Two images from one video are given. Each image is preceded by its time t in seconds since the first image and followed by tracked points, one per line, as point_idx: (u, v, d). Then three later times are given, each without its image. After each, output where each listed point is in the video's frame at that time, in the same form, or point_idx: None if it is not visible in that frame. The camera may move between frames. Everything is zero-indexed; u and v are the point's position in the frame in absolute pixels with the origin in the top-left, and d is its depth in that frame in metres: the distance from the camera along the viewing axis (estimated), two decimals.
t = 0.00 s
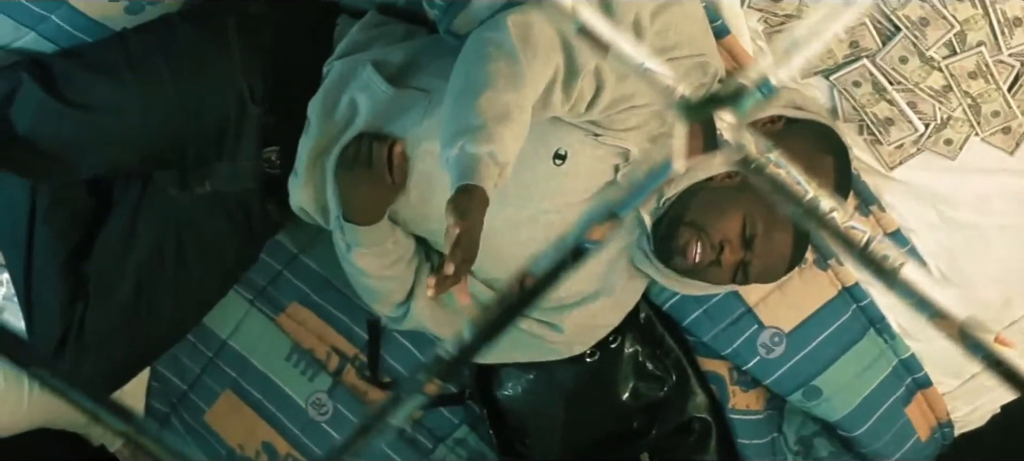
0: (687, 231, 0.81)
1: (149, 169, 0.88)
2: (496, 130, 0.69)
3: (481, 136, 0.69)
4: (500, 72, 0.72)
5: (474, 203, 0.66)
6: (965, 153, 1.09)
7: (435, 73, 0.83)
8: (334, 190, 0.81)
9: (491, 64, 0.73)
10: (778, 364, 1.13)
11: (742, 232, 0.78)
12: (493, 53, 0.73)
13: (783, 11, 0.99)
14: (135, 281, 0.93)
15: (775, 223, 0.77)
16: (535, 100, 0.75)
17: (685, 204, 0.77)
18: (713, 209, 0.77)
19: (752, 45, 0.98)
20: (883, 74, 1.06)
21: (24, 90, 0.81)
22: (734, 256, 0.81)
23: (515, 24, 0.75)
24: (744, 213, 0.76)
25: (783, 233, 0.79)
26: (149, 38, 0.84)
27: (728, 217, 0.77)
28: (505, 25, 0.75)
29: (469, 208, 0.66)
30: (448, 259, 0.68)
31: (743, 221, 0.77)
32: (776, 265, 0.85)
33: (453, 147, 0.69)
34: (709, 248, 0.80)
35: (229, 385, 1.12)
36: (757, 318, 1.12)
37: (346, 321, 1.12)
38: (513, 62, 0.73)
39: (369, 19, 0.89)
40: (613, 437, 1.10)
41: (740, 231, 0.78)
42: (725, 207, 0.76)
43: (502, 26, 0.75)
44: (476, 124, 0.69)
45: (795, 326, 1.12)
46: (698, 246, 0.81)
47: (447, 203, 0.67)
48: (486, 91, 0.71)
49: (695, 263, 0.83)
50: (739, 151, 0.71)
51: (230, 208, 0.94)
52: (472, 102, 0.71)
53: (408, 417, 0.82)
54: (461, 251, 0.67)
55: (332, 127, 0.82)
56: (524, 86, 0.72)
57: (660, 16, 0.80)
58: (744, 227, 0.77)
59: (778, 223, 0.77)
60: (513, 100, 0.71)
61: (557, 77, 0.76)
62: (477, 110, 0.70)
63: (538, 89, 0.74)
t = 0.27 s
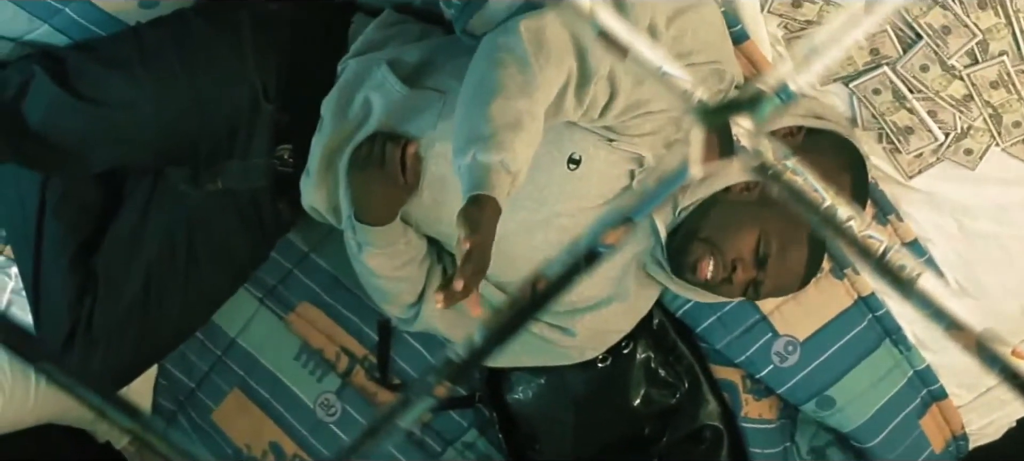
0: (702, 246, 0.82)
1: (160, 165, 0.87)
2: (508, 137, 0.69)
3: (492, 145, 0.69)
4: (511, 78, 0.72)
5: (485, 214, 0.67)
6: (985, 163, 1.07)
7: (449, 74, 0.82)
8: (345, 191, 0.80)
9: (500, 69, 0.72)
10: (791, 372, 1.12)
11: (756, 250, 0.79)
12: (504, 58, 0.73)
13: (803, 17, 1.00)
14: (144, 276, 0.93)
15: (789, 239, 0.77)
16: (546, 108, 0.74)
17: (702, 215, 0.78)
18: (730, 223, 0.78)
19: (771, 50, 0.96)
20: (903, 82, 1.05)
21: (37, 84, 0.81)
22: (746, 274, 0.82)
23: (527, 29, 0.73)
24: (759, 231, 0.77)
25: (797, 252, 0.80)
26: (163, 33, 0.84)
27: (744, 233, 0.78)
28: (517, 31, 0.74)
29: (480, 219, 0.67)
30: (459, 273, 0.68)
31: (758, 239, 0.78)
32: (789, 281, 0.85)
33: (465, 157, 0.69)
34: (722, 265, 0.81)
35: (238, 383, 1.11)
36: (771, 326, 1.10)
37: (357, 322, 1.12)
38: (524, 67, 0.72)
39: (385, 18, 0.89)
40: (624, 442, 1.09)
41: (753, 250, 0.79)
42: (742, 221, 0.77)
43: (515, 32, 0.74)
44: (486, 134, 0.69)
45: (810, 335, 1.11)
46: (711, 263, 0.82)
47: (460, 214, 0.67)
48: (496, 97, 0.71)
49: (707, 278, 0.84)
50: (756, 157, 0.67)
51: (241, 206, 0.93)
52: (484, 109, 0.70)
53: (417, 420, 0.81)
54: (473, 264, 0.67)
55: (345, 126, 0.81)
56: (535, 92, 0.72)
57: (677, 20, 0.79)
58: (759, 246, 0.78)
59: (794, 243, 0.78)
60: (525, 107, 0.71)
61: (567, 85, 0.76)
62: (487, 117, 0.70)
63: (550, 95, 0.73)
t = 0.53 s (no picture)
0: (714, 253, 0.82)
1: (168, 161, 0.87)
2: (524, 129, 0.68)
3: (508, 136, 0.67)
4: (526, 71, 0.71)
5: (502, 203, 0.65)
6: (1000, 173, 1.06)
7: (461, 74, 0.82)
8: (354, 189, 0.80)
9: (514, 63, 0.72)
10: (801, 381, 1.11)
11: (766, 259, 0.77)
12: (517, 52, 0.72)
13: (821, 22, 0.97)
14: (150, 272, 0.93)
15: (803, 249, 0.75)
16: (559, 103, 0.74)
17: (714, 225, 0.77)
18: (742, 231, 0.76)
19: (787, 54, 0.95)
20: (919, 89, 1.03)
21: (46, 76, 0.81)
22: (756, 282, 0.81)
23: (538, 24, 0.73)
24: (769, 240, 0.75)
25: (807, 261, 0.78)
26: (173, 27, 0.84)
27: (755, 241, 0.76)
28: (530, 25, 0.74)
29: (497, 207, 0.64)
30: (473, 262, 0.66)
31: (769, 248, 0.76)
32: (800, 289, 0.86)
33: (481, 148, 0.68)
34: (732, 272, 0.80)
35: (243, 382, 1.11)
36: (782, 334, 1.09)
37: (364, 323, 1.11)
38: (537, 60, 0.72)
39: (397, 16, 0.88)
40: (631, 448, 1.08)
41: (763, 258, 0.77)
42: (754, 229, 0.75)
43: (527, 26, 0.74)
44: (502, 125, 0.68)
45: (820, 343, 1.09)
46: (720, 270, 0.81)
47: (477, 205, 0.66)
48: (509, 90, 0.70)
49: (717, 284, 0.84)
50: (769, 163, 0.65)
51: (252, 206, 0.93)
52: (498, 102, 0.69)
53: (423, 422, 0.81)
54: (487, 253, 0.65)
55: (356, 125, 0.81)
56: (549, 85, 0.71)
57: (692, 22, 0.79)
58: (769, 254, 0.76)
59: (804, 253, 0.75)
60: (539, 99, 0.70)
61: (581, 78, 0.75)
62: (503, 109, 0.68)
63: (562, 89, 0.73)
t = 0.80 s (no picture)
0: (717, 255, 0.80)
1: (167, 154, 0.86)
2: (534, 119, 0.68)
3: (518, 127, 0.67)
4: (535, 60, 0.71)
5: (513, 196, 0.65)
6: (1007, 183, 1.05)
7: (465, 71, 0.81)
8: (356, 187, 0.79)
9: (524, 52, 0.71)
10: (802, 388, 1.10)
11: (769, 261, 0.78)
12: (527, 39, 0.72)
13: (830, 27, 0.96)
14: (151, 261, 0.92)
15: (803, 252, 0.76)
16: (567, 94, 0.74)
17: (717, 227, 0.76)
18: (744, 236, 0.77)
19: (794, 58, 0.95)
20: (928, 97, 1.02)
21: (47, 66, 0.81)
22: (759, 285, 0.81)
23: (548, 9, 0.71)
24: (774, 241, 0.76)
25: (811, 263, 0.79)
26: (176, 21, 0.83)
27: (758, 244, 0.77)
28: (539, 11, 0.72)
29: (507, 201, 0.64)
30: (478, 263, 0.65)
31: (772, 249, 0.77)
32: (804, 294, 0.86)
33: (492, 139, 0.68)
34: (735, 274, 0.80)
35: (239, 379, 1.11)
36: (783, 340, 1.09)
37: (362, 321, 1.11)
38: (546, 49, 0.71)
39: (402, 12, 0.88)
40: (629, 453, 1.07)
41: (766, 261, 0.78)
42: (757, 232, 0.76)
43: (536, 13, 0.72)
44: (512, 116, 0.68)
45: (822, 351, 1.09)
46: (724, 272, 0.81)
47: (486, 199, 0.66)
48: (519, 81, 0.70)
49: (719, 286, 0.83)
50: (775, 168, 0.65)
51: (251, 196, 0.92)
52: (508, 92, 0.70)
53: (421, 422, 0.81)
54: (495, 252, 0.65)
55: (358, 121, 0.80)
56: (558, 73, 0.71)
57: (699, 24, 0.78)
58: (773, 256, 0.77)
59: (808, 255, 0.77)
60: (548, 89, 0.70)
61: (587, 72, 0.74)
62: (513, 100, 0.69)
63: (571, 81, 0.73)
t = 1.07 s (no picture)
0: (716, 267, 0.80)
1: (169, 144, 0.87)
2: (542, 99, 0.65)
3: (525, 106, 0.64)
4: (547, 37, 0.67)
5: (514, 177, 0.63)
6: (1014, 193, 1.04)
7: (468, 69, 0.80)
8: (355, 182, 0.79)
9: (538, 28, 0.67)
10: (800, 396, 1.09)
11: (771, 273, 0.78)
12: (541, 16, 0.68)
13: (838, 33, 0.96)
14: (144, 255, 0.93)
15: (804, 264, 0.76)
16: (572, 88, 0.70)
17: (720, 237, 0.77)
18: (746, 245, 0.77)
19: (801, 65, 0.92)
20: (935, 106, 1.02)
21: (47, 51, 0.81)
22: (759, 299, 0.80)
23: None
24: (776, 255, 0.76)
25: (812, 278, 0.79)
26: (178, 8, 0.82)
27: (761, 257, 0.76)
28: None
29: (507, 182, 0.63)
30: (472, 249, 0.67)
31: (774, 262, 0.77)
32: (807, 305, 0.84)
33: (497, 116, 0.64)
34: (736, 288, 0.79)
35: (232, 373, 1.11)
36: (783, 348, 1.08)
37: (359, 318, 1.10)
38: (561, 26, 0.67)
39: (405, 8, 0.87)
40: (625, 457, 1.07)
41: (768, 273, 0.78)
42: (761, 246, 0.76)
43: None
44: (520, 94, 0.64)
45: (823, 359, 1.08)
46: (724, 286, 0.79)
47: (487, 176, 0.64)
48: (530, 58, 0.66)
49: (718, 298, 0.82)
50: (779, 175, 0.65)
51: (248, 185, 0.90)
52: (518, 71, 0.66)
53: (414, 421, 0.81)
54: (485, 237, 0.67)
55: (359, 116, 0.80)
56: (571, 55, 0.67)
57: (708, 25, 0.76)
58: (774, 269, 0.77)
59: (809, 269, 0.77)
60: (560, 70, 0.66)
61: (599, 56, 0.69)
62: (522, 79, 0.65)
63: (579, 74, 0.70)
